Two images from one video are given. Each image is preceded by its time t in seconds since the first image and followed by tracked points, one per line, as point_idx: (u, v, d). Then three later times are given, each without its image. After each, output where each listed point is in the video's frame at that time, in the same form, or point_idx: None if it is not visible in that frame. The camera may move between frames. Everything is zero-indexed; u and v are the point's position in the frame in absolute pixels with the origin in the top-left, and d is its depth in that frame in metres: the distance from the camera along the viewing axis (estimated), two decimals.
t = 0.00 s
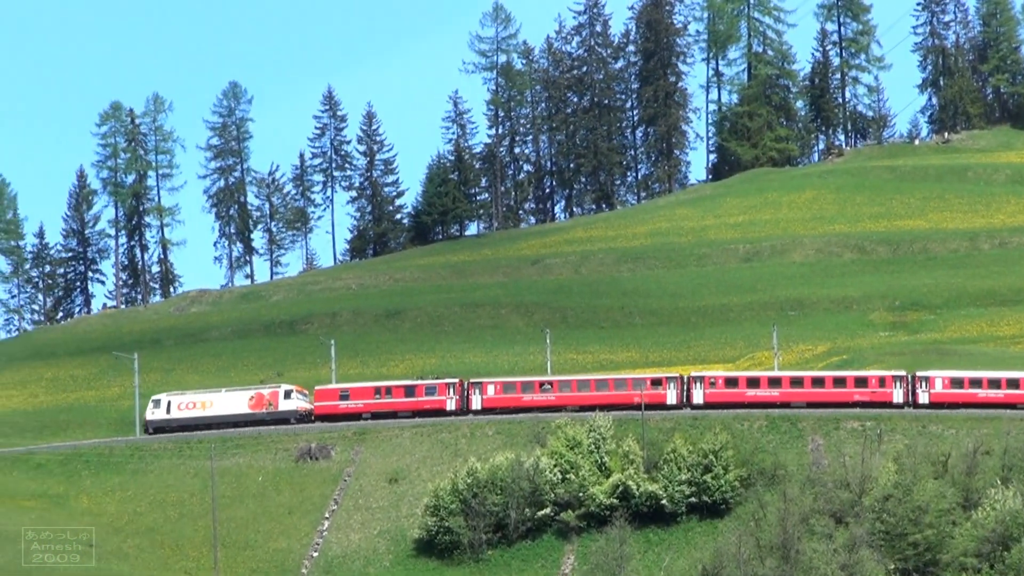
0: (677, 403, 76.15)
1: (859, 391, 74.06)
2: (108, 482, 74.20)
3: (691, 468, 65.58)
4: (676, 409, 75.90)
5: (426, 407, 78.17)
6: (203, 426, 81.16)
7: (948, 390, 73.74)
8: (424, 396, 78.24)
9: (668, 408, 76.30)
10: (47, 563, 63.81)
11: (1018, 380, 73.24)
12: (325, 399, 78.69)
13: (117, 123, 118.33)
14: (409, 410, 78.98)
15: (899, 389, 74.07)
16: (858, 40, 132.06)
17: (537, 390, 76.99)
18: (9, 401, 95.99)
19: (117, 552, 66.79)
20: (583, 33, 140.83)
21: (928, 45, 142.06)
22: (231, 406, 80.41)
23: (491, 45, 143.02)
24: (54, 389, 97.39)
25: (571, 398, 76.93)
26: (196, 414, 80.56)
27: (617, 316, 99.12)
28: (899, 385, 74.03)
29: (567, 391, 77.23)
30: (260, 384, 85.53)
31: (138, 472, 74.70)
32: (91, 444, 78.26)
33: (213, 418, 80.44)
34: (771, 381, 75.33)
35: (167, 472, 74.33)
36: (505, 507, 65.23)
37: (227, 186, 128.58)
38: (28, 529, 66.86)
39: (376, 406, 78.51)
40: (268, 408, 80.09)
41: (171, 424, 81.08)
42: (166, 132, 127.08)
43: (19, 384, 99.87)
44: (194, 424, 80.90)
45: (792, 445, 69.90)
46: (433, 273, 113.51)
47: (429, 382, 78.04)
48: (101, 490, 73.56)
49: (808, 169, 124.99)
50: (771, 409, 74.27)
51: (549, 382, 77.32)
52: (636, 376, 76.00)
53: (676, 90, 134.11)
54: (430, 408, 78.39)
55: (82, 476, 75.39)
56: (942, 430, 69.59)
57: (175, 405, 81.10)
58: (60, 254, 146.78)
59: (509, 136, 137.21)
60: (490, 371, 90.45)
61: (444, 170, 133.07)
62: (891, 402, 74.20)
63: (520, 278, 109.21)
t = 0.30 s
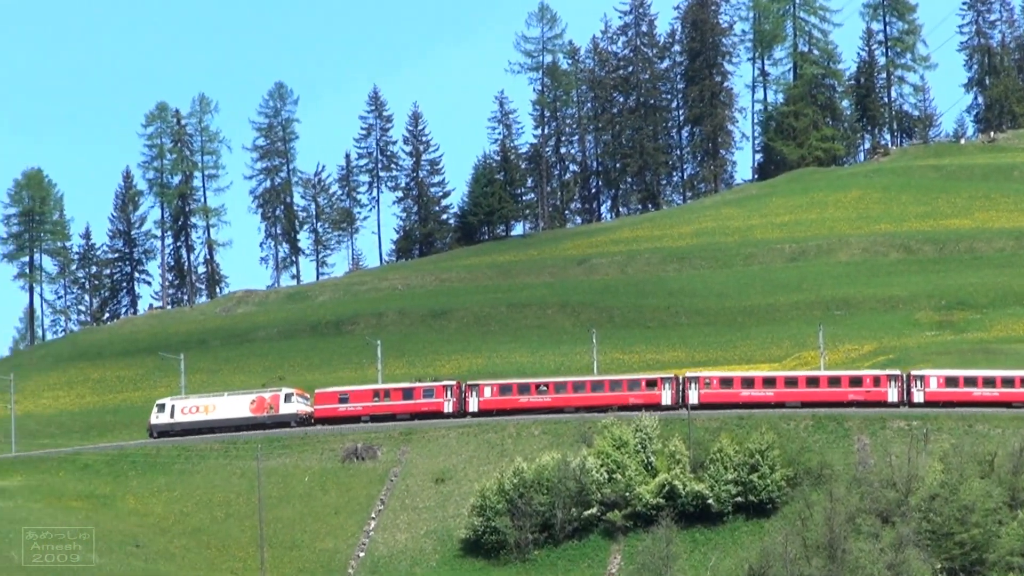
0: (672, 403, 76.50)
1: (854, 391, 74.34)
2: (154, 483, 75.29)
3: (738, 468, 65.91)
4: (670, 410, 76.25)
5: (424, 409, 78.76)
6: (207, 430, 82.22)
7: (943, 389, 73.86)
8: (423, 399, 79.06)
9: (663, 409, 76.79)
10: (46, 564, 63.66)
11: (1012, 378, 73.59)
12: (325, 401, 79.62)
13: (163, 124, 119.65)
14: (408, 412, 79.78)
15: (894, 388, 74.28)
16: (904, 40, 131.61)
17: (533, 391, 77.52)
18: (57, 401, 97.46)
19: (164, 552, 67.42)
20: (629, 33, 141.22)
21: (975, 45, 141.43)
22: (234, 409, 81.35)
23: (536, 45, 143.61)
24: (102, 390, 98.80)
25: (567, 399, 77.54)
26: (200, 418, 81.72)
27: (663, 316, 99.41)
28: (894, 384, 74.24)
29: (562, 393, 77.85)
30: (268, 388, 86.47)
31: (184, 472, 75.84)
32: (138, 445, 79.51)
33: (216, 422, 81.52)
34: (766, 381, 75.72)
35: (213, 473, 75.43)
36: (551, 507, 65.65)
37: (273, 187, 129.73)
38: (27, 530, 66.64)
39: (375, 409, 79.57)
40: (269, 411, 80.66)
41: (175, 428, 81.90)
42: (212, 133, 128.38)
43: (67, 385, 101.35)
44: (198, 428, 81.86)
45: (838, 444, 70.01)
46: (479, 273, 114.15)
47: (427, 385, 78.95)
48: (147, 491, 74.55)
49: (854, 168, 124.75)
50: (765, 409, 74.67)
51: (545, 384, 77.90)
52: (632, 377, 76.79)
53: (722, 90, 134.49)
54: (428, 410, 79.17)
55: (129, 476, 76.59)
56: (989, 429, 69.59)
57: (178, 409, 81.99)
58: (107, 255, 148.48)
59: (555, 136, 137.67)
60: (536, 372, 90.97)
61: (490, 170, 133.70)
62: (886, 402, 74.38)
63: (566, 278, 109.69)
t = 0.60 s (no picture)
0: (664, 403, 78.10)
1: (845, 390, 75.43)
2: (197, 482, 76.19)
3: (781, 466, 66.16)
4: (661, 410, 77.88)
5: (419, 412, 80.37)
6: (207, 433, 84.19)
7: (934, 387, 74.33)
8: (418, 401, 80.40)
9: (653, 409, 78.43)
10: (42, 565, 62.97)
11: (1004, 376, 73.64)
12: (323, 404, 81.27)
13: (206, 123, 120.77)
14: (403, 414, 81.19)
15: (886, 386, 75.05)
16: (946, 38, 131.16)
17: (526, 393, 78.86)
18: (101, 401, 98.66)
19: (207, 551, 67.54)
20: (671, 32, 141.76)
21: (1019, 43, 140.78)
22: (233, 412, 83.38)
23: (579, 44, 144.08)
24: (145, 390, 99.92)
25: (559, 400, 78.78)
26: (201, 420, 83.66)
27: (706, 315, 99.62)
28: (885, 382, 74.99)
29: (555, 394, 79.10)
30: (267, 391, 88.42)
31: (227, 472, 76.81)
32: (182, 445, 80.82)
33: (216, 425, 83.37)
34: (757, 381, 76.75)
35: (256, 472, 76.31)
36: (595, 505, 66.05)
37: (316, 186, 130.69)
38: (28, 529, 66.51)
39: (371, 410, 80.90)
40: (268, 414, 82.81)
41: (176, 431, 83.85)
42: (255, 132, 129.53)
43: (111, 384, 102.51)
44: (199, 431, 83.81)
45: (881, 442, 70.14)
46: (521, 273, 114.70)
47: (422, 387, 80.35)
48: (190, 491, 75.31)
49: (898, 167, 124.44)
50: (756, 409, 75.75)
51: (538, 385, 79.14)
52: (624, 378, 78.20)
53: (765, 88, 133.98)
54: (423, 412, 80.52)
55: (172, 476, 77.57)
56: None
57: (180, 412, 83.99)
58: (150, 255, 149.97)
59: (598, 135, 137.96)
60: (579, 371, 91.44)
61: (533, 169, 134.07)
62: (877, 400, 75.27)
63: (609, 277, 110.14)
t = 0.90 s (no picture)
0: (653, 404, 79.36)
1: (833, 389, 76.46)
2: (236, 482, 76.98)
3: (820, 465, 66.25)
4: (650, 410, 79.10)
5: (411, 413, 81.82)
6: (205, 437, 85.84)
7: (921, 386, 75.41)
8: (410, 403, 82.10)
9: (643, 410, 79.54)
10: (45, 564, 62.56)
11: (992, 375, 74.47)
12: (318, 407, 83.10)
13: (244, 123, 121.80)
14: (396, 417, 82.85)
15: (873, 386, 76.22)
16: (985, 36, 130.61)
17: (516, 395, 80.47)
18: (140, 401, 99.78)
19: (246, 551, 68.27)
20: (710, 31, 141.83)
21: None
22: (230, 416, 84.97)
23: (617, 44, 144.31)
24: (184, 389, 100.93)
25: (550, 402, 80.24)
26: (199, 424, 85.28)
27: (745, 314, 99.73)
28: (872, 382, 76.17)
29: (545, 395, 80.53)
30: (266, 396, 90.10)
31: (266, 472, 77.60)
32: (220, 445, 81.83)
33: (214, 428, 84.97)
34: (745, 381, 77.92)
35: (295, 472, 77.07)
36: (634, 505, 66.35)
37: (354, 186, 131.49)
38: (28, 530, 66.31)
39: (365, 413, 82.63)
40: (264, 417, 84.39)
41: (175, 435, 85.53)
42: (293, 132, 130.50)
43: (149, 384, 103.59)
44: (197, 435, 85.44)
45: (920, 442, 70.12)
46: (559, 272, 115.08)
47: (415, 389, 82.00)
48: (228, 491, 76.06)
49: (936, 165, 124.14)
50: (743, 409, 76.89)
51: (529, 386, 80.71)
52: (612, 379, 79.59)
53: (803, 87, 133.84)
54: (416, 414, 82.24)
55: (210, 476, 78.44)
56: None
57: (179, 416, 85.64)
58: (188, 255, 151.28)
59: (637, 134, 138.27)
60: (617, 370, 91.79)
61: (572, 167, 134.34)
62: (864, 400, 76.37)
63: (647, 276, 110.43)
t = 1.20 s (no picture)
0: (641, 406, 79.98)
1: (819, 389, 77.09)
2: (274, 482, 77.83)
3: (858, 464, 66.50)
4: (639, 411, 79.63)
5: (403, 416, 82.79)
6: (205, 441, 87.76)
7: (907, 386, 76.38)
8: (401, 406, 83.04)
9: (631, 412, 80.24)
10: (43, 564, 63.48)
11: (978, 374, 75.52)
12: (311, 410, 84.26)
13: (281, 124, 122.90)
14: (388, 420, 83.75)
15: (859, 386, 77.00)
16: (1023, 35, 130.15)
17: (506, 396, 81.61)
18: (178, 401, 100.96)
19: (285, 551, 68.97)
20: (747, 31, 141.78)
21: None
22: (228, 420, 86.76)
23: (654, 44, 144.50)
24: (222, 389, 102.03)
25: (539, 404, 81.17)
26: (198, 428, 87.23)
27: (782, 313, 99.94)
28: (859, 382, 76.97)
29: (535, 398, 81.53)
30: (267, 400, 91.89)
31: (304, 472, 78.48)
32: (258, 445, 82.81)
33: (212, 432, 86.92)
34: (732, 383, 78.61)
35: (333, 472, 77.91)
36: (671, 504, 66.63)
37: (392, 186, 132.33)
38: (30, 530, 67.42)
39: (357, 416, 83.63)
40: (260, 421, 85.97)
41: (175, 439, 87.56)
42: (331, 132, 131.52)
43: (187, 384, 104.79)
44: (196, 439, 87.40)
45: (957, 441, 70.26)
46: (596, 272, 115.55)
47: (406, 392, 82.97)
48: (266, 491, 76.87)
49: (974, 165, 123.88)
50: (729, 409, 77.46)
51: (518, 389, 81.80)
52: (601, 380, 80.33)
53: (840, 87, 134.00)
54: (407, 417, 83.15)
55: (248, 476, 79.40)
56: None
57: (178, 421, 87.65)
58: (225, 255, 152.56)
59: (674, 134, 138.81)
60: (654, 370, 92.26)
61: (609, 168, 134.70)
62: (851, 400, 77.05)
63: (685, 276, 110.77)
